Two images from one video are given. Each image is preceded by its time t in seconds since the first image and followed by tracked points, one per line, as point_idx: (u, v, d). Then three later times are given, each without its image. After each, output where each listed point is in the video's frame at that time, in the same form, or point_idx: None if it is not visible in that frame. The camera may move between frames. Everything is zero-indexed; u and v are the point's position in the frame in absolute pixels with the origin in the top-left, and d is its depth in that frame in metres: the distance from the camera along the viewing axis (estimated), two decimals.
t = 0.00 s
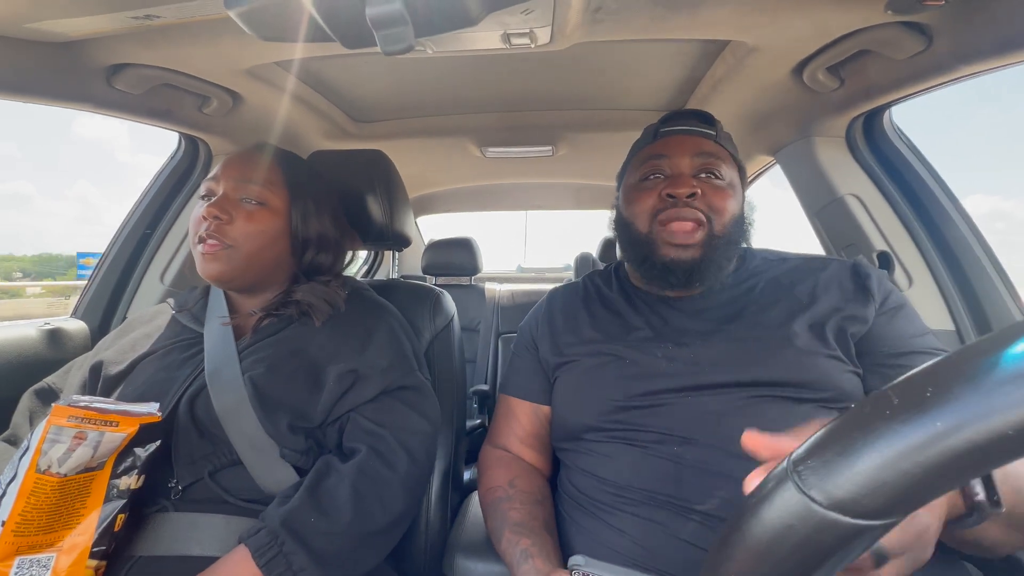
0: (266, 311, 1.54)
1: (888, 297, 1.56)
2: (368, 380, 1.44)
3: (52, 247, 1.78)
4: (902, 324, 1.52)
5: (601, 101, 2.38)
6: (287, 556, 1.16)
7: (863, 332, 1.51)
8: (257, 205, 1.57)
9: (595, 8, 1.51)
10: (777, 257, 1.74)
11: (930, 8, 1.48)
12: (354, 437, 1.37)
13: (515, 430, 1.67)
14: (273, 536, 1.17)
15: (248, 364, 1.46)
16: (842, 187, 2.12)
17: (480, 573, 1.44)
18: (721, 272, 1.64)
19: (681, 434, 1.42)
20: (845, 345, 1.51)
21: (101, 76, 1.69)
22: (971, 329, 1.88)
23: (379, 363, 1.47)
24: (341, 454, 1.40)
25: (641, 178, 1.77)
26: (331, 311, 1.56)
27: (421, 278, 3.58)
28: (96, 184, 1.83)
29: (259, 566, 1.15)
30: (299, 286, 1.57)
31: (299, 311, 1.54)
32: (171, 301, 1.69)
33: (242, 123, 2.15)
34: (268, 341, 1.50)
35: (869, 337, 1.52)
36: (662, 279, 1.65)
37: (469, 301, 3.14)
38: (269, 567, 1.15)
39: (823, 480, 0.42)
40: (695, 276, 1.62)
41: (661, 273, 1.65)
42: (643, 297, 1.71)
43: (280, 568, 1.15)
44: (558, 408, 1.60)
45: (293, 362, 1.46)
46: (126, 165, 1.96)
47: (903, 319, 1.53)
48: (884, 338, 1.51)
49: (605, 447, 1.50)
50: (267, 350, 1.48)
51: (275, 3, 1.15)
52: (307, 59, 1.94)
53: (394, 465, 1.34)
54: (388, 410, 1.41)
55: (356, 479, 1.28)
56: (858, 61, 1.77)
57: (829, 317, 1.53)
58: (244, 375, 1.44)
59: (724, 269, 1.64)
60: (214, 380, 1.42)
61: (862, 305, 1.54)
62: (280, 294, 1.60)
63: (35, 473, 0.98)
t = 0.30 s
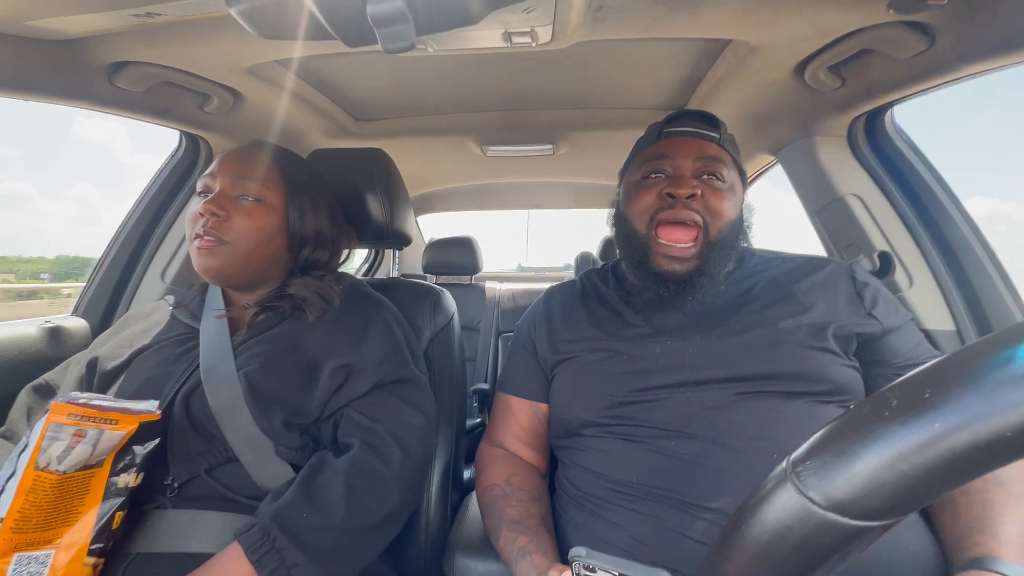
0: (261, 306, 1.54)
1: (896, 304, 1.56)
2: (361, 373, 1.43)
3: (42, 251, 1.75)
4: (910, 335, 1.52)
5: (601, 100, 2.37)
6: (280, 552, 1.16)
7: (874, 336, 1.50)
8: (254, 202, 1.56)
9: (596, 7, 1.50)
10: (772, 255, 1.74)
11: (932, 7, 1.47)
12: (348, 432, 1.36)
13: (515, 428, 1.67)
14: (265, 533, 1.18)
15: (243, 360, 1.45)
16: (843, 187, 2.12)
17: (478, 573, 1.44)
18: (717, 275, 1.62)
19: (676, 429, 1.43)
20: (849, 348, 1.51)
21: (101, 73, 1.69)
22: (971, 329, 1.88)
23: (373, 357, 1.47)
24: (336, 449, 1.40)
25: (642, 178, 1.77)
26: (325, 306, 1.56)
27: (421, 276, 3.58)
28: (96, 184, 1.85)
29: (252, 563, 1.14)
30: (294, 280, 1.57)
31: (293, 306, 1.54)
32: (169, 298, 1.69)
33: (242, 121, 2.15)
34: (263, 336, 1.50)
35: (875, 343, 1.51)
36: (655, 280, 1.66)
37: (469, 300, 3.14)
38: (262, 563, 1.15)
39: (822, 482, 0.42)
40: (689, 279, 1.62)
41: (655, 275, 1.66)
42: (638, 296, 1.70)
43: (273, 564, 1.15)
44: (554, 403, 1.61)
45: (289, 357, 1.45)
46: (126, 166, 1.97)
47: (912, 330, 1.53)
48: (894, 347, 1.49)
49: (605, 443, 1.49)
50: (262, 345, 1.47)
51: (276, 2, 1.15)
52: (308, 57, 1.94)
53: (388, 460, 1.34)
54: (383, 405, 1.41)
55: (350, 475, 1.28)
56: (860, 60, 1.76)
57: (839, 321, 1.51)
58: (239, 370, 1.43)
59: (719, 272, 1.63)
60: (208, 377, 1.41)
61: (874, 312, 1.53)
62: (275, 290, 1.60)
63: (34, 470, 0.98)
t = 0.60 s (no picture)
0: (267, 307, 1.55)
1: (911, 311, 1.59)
2: (367, 375, 1.44)
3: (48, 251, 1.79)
4: (923, 341, 1.55)
5: (600, 100, 2.38)
6: (288, 553, 1.17)
7: (892, 340, 1.52)
8: (256, 204, 1.57)
9: (596, 7, 1.51)
10: (789, 258, 1.74)
11: (931, 6, 1.48)
12: (355, 433, 1.37)
13: (524, 427, 1.67)
14: (273, 535, 1.18)
15: (249, 361, 1.46)
16: (843, 186, 2.12)
17: (480, 572, 1.44)
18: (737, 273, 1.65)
19: (698, 426, 1.42)
20: (870, 352, 1.53)
21: (102, 75, 1.69)
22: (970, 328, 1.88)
23: (378, 359, 1.47)
24: (342, 451, 1.40)
25: (660, 178, 1.76)
26: (331, 307, 1.57)
27: (421, 277, 3.58)
28: (96, 184, 1.85)
29: (260, 565, 1.15)
30: (299, 281, 1.58)
31: (300, 307, 1.54)
32: (171, 299, 1.69)
33: (242, 122, 2.15)
34: (268, 338, 1.50)
35: (892, 347, 1.53)
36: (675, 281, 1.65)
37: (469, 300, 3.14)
38: (270, 564, 1.15)
39: (822, 480, 0.42)
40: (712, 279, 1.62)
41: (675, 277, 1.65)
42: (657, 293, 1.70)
43: (281, 565, 1.16)
44: (570, 399, 1.61)
45: (294, 357, 1.46)
46: (128, 166, 1.98)
47: (924, 336, 1.56)
48: (914, 352, 1.52)
49: (621, 440, 1.50)
50: (268, 347, 1.48)
51: (275, 3, 1.16)
52: (308, 58, 1.94)
53: (394, 461, 1.34)
54: (386, 407, 1.42)
55: (357, 477, 1.28)
56: (859, 59, 1.77)
57: (866, 328, 1.52)
58: (245, 371, 1.44)
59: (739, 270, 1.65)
60: (214, 378, 1.41)
61: (892, 317, 1.55)
62: (281, 292, 1.60)
63: (38, 472, 0.98)
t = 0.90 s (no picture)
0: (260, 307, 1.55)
1: (904, 315, 1.58)
2: (361, 375, 1.44)
3: (46, 250, 1.77)
4: (917, 346, 1.54)
5: (601, 102, 2.38)
6: (282, 553, 1.17)
7: (885, 345, 1.51)
8: (248, 205, 1.56)
9: (596, 8, 1.51)
10: (787, 262, 1.73)
11: (931, 9, 1.47)
12: (350, 432, 1.37)
13: (521, 427, 1.67)
14: (267, 534, 1.18)
15: (243, 361, 1.46)
16: (843, 188, 2.12)
17: (479, 572, 1.44)
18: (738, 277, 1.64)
19: (692, 430, 1.42)
20: (863, 358, 1.51)
21: (103, 76, 1.69)
22: (970, 329, 1.88)
23: (373, 359, 1.47)
24: (336, 450, 1.41)
25: (655, 185, 1.77)
26: (325, 306, 1.56)
27: (421, 277, 3.59)
28: (96, 184, 1.85)
29: (254, 565, 1.15)
30: (294, 281, 1.58)
31: (293, 306, 1.54)
32: (169, 299, 1.70)
33: (243, 123, 2.15)
34: (262, 337, 1.50)
35: (885, 352, 1.52)
36: (675, 287, 1.64)
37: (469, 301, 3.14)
38: (264, 564, 1.15)
39: (831, 472, 0.42)
40: (712, 284, 1.61)
41: (672, 281, 1.65)
42: (655, 297, 1.70)
43: (275, 564, 1.16)
44: (564, 403, 1.61)
45: (290, 356, 1.46)
46: (128, 166, 1.97)
47: (917, 341, 1.55)
48: (906, 357, 1.51)
49: (615, 442, 1.49)
50: (262, 346, 1.48)
51: (276, 4, 1.16)
52: (308, 59, 1.95)
53: (388, 461, 1.35)
54: (383, 406, 1.41)
55: (351, 477, 1.28)
56: (859, 61, 1.77)
57: (858, 332, 1.51)
58: (239, 370, 1.44)
59: (738, 274, 1.64)
60: (208, 378, 1.42)
61: (885, 321, 1.54)
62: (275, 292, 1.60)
63: (33, 471, 0.98)
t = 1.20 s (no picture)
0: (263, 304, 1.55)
1: (902, 309, 1.58)
2: (363, 372, 1.44)
3: (41, 252, 1.78)
4: (915, 339, 1.55)
5: (600, 100, 2.38)
6: (285, 551, 1.17)
7: (883, 339, 1.52)
8: (253, 203, 1.56)
9: (595, 7, 1.51)
10: (783, 259, 1.74)
11: (930, 6, 1.48)
12: (352, 431, 1.37)
13: (522, 424, 1.67)
14: (270, 532, 1.18)
15: (245, 358, 1.46)
16: (842, 185, 2.12)
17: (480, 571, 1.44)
18: (731, 271, 1.65)
19: (691, 426, 1.42)
20: (863, 352, 1.52)
21: (101, 75, 1.69)
22: (969, 326, 1.88)
23: (375, 356, 1.47)
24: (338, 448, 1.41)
25: (651, 181, 1.77)
26: (327, 303, 1.56)
27: (421, 276, 3.59)
28: (97, 184, 1.84)
29: (257, 563, 1.15)
30: (296, 278, 1.58)
31: (296, 304, 1.54)
32: (170, 298, 1.69)
33: (242, 122, 2.15)
34: (265, 335, 1.50)
35: (884, 345, 1.52)
36: (672, 280, 1.65)
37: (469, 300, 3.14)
38: (267, 562, 1.15)
39: (830, 471, 0.42)
40: (706, 277, 1.62)
41: (670, 276, 1.65)
42: (654, 293, 1.70)
43: (279, 562, 1.16)
44: (566, 399, 1.62)
45: (292, 354, 1.45)
46: (128, 167, 1.98)
47: (916, 335, 1.56)
48: (904, 350, 1.51)
49: (616, 439, 1.49)
50: (264, 344, 1.48)
51: (275, 3, 1.16)
52: (306, 58, 1.94)
53: (391, 459, 1.35)
54: (385, 404, 1.42)
55: (354, 475, 1.28)
56: (859, 59, 1.77)
57: (857, 327, 1.51)
58: (241, 368, 1.44)
59: (732, 268, 1.65)
60: (211, 375, 1.41)
61: (883, 315, 1.54)
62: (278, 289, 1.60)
63: (36, 472, 0.98)
